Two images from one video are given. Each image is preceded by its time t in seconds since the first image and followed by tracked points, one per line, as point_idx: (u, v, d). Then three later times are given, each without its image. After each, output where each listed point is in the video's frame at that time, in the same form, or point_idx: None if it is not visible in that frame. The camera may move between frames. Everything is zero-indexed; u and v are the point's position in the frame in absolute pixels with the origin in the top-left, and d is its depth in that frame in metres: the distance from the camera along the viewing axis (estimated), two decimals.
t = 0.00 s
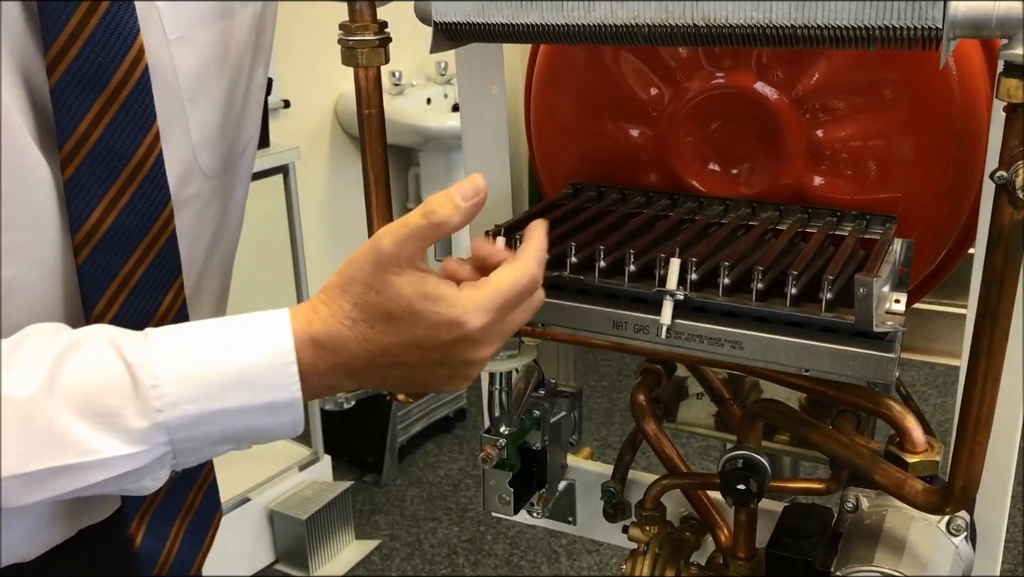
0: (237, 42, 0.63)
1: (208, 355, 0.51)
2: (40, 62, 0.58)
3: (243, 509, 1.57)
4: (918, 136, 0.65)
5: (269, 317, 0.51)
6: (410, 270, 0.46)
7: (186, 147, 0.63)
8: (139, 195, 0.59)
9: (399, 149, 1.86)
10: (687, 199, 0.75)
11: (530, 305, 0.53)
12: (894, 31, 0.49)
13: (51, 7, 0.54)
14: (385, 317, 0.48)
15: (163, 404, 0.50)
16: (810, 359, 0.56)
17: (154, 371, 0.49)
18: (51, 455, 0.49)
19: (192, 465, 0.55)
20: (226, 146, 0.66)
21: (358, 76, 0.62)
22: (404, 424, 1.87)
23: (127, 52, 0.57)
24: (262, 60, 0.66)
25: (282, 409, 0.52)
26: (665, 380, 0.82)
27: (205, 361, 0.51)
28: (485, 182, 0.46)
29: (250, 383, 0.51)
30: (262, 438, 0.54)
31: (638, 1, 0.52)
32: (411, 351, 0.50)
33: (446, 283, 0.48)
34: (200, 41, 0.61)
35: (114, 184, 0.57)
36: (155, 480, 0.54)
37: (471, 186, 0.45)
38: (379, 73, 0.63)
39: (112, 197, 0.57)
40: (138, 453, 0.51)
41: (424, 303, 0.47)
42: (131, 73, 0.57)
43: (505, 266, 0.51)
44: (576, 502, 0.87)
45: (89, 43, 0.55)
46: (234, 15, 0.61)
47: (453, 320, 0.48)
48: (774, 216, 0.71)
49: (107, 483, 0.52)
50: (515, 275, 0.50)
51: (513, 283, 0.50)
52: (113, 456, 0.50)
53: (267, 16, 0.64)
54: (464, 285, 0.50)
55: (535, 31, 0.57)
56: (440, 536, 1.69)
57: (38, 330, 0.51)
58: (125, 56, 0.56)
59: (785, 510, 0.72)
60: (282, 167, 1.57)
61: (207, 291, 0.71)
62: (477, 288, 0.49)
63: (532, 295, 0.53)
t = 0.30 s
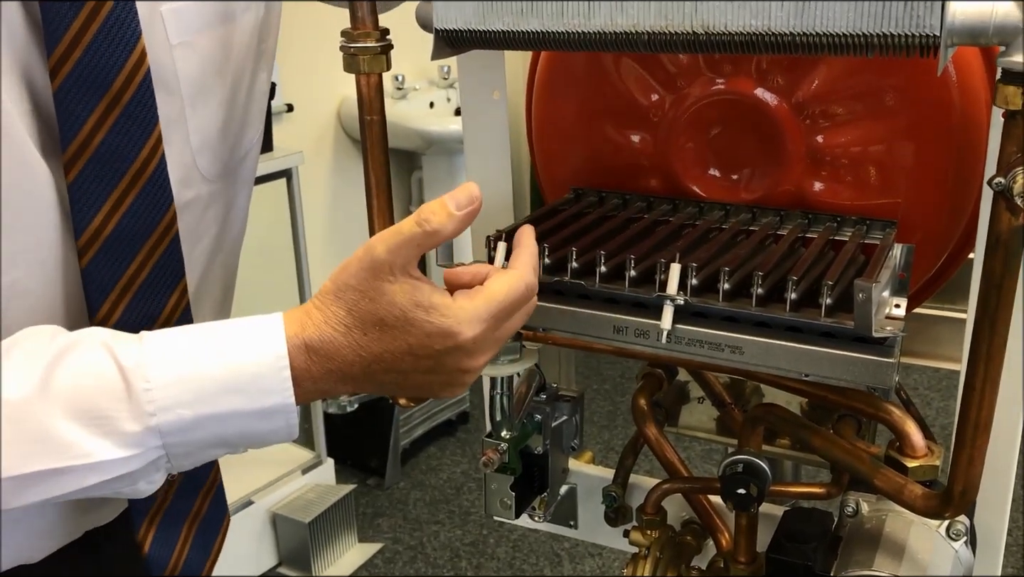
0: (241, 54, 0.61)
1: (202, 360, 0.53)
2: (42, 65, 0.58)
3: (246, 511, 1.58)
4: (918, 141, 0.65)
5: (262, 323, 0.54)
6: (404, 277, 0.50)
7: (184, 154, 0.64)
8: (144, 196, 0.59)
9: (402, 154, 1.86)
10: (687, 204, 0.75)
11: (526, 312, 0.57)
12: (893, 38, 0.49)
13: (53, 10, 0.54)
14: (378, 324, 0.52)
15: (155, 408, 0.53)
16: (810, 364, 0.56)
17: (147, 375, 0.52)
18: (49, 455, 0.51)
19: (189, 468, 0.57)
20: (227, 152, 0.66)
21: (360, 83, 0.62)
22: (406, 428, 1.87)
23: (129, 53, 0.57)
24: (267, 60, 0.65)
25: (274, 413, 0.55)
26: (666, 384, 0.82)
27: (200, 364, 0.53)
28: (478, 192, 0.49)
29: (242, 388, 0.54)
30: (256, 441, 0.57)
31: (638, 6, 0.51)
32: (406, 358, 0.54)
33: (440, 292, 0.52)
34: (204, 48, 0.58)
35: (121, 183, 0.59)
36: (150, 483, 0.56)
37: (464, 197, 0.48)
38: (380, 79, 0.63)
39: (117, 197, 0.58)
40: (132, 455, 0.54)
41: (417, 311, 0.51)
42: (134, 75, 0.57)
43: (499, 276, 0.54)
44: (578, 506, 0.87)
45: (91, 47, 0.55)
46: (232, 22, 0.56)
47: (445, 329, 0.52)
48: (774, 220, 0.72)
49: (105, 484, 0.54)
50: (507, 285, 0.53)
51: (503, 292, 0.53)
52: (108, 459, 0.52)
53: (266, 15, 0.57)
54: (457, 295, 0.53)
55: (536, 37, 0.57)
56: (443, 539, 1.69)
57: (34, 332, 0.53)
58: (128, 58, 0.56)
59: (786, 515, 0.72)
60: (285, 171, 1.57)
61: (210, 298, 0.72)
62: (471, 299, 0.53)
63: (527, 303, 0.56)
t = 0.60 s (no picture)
0: (239, 52, 0.64)
1: (208, 355, 0.52)
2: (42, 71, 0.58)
3: (248, 513, 1.58)
4: (919, 144, 0.65)
5: (267, 318, 0.53)
6: (409, 268, 0.49)
7: (186, 157, 0.64)
8: (141, 206, 0.60)
9: (405, 156, 1.86)
10: (689, 206, 0.75)
11: (526, 302, 0.57)
12: (892, 41, 0.49)
13: (54, 19, 0.54)
14: (383, 315, 0.51)
15: (160, 404, 0.51)
16: (810, 366, 0.56)
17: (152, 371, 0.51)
18: (51, 452, 0.50)
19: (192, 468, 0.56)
20: (229, 154, 0.67)
21: (361, 85, 0.62)
22: (409, 430, 1.88)
23: (127, 63, 0.58)
24: (265, 67, 0.68)
25: (278, 409, 0.54)
26: (668, 387, 0.83)
27: (205, 360, 0.52)
28: (478, 179, 0.49)
29: (248, 384, 0.53)
30: (261, 439, 0.56)
31: (638, 9, 0.51)
32: (411, 348, 0.53)
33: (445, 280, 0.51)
34: (203, 49, 0.62)
35: (116, 198, 0.58)
36: (153, 481, 0.55)
37: (467, 184, 0.48)
38: (382, 82, 0.63)
39: (115, 208, 0.58)
40: (137, 452, 0.52)
41: (424, 300, 0.50)
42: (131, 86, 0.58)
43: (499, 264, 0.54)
44: (579, 508, 0.87)
45: (90, 57, 0.56)
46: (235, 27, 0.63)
47: (451, 316, 0.51)
48: (775, 223, 0.72)
49: (108, 483, 0.53)
50: (510, 271, 0.53)
51: (509, 278, 0.53)
52: (112, 455, 0.51)
53: (267, 23, 0.66)
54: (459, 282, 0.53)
55: (538, 40, 0.57)
56: (445, 541, 1.69)
57: (36, 330, 0.52)
58: (127, 66, 0.57)
59: (787, 517, 0.72)
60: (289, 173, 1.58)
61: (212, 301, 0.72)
62: (476, 286, 0.52)
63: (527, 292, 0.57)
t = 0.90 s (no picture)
0: (232, 50, 0.66)
1: (252, 361, 0.48)
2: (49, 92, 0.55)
3: (251, 513, 1.58)
4: (923, 144, 0.65)
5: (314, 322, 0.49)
6: (462, 318, 0.43)
7: (196, 156, 0.64)
8: (143, 219, 0.59)
9: (408, 156, 1.86)
10: (692, 206, 0.75)
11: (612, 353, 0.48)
12: (895, 41, 0.48)
13: (61, 39, 0.53)
14: (428, 353, 0.46)
15: (203, 413, 0.48)
16: (814, 366, 0.56)
17: (194, 379, 0.48)
18: (95, 459, 0.48)
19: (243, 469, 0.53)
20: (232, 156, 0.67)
21: (366, 85, 0.62)
22: (412, 429, 1.88)
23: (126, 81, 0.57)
24: (257, 62, 0.69)
25: (324, 419, 0.50)
26: (671, 387, 0.83)
27: (249, 366, 0.48)
28: (547, 252, 0.41)
29: (291, 395, 0.49)
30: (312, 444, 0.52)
31: (642, 9, 0.51)
32: (449, 385, 0.47)
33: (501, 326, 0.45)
34: (197, 50, 0.63)
35: (117, 218, 0.57)
36: (202, 481, 0.52)
37: (530, 256, 0.40)
38: (386, 82, 0.63)
39: (119, 222, 0.58)
40: (180, 461, 0.49)
41: (470, 352, 0.45)
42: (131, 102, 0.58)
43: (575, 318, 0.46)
44: (582, 508, 0.87)
45: (95, 76, 0.55)
46: (229, 24, 0.65)
47: (496, 367, 0.45)
48: (779, 222, 0.71)
49: (155, 489, 0.50)
50: (578, 331, 0.45)
51: (578, 339, 0.46)
52: (155, 465, 0.48)
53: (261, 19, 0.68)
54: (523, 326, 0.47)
55: (543, 40, 0.57)
56: (448, 541, 1.69)
57: (82, 328, 0.50)
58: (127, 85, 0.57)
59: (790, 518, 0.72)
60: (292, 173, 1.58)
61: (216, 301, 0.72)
62: (532, 335, 0.46)
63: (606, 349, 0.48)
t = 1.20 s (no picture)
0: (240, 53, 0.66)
1: (268, 381, 0.48)
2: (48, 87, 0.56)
3: (251, 513, 1.58)
4: (927, 145, 0.65)
5: (331, 343, 0.48)
6: (483, 322, 0.42)
7: (193, 162, 0.64)
8: (145, 217, 0.58)
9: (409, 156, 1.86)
10: (697, 206, 0.75)
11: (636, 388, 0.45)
12: (905, 40, 0.48)
13: (64, 32, 0.53)
14: (451, 362, 0.44)
15: (213, 430, 0.47)
16: (820, 367, 0.56)
17: (207, 395, 0.47)
18: (97, 477, 0.46)
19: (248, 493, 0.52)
20: (229, 156, 0.68)
21: (371, 84, 0.62)
22: (412, 430, 1.88)
23: (135, 77, 0.57)
24: (263, 69, 0.70)
25: (338, 444, 0.49)
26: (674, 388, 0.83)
27: (264, 386, 0.47)
28: (554, 246, 0.38)
29: (306, 416, 0.48)
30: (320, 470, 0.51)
31: (648, 8, 0.51)
32: (474, 397, 0.45)
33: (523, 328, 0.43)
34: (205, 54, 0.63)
35: (118, 211, 0.57)
36: (208, 507, 0.51)
37: (536, 249, 0.37)
38: (391, 80, 0.63)
39: (120, 217, 0.57)
40: (187, 481, 0.48)
41: (491, 355, 0.43)
42: (139, 98, 0.57)
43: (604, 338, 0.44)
44: (584, 509, 0.87)
45: (100, 72, 0.55)
46: (238, 27, 0.66)
47: (520, 370, 0.43)
48: (784, 222, 0.72)
49: (158, 511, 0.49)
50: (613, 349, 0.42)
51: (609, 356, 0.42)
52: (159, 484, 0.47)
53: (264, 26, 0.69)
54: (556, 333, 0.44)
55: (549, 39, 0.57)
56: (448, 542, 1.69)
57: (89, 341, 0.49)
58: (134, 82, 0.56)
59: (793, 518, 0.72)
60: (293, 174, 1.58)
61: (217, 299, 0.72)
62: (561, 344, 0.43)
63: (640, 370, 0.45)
